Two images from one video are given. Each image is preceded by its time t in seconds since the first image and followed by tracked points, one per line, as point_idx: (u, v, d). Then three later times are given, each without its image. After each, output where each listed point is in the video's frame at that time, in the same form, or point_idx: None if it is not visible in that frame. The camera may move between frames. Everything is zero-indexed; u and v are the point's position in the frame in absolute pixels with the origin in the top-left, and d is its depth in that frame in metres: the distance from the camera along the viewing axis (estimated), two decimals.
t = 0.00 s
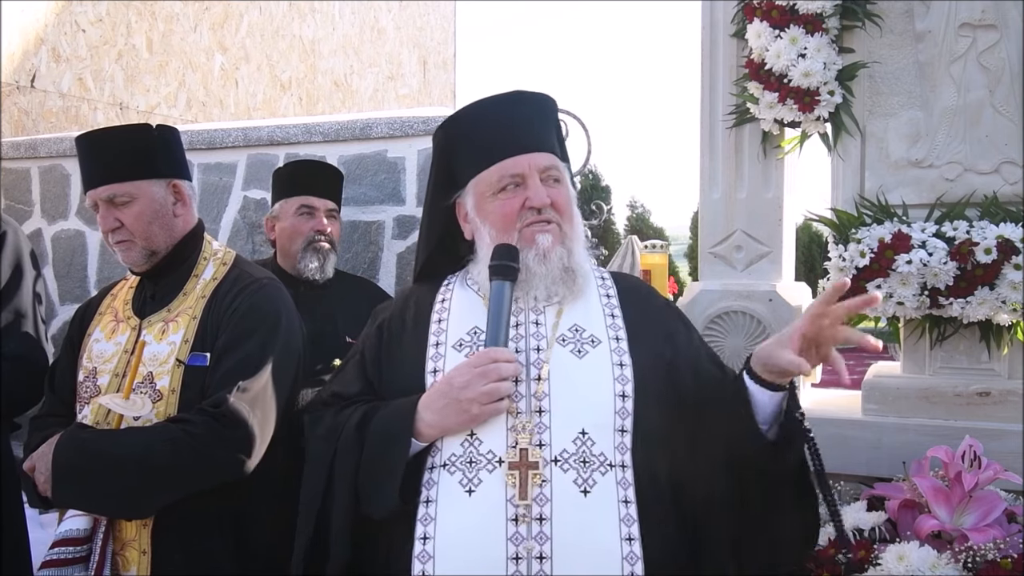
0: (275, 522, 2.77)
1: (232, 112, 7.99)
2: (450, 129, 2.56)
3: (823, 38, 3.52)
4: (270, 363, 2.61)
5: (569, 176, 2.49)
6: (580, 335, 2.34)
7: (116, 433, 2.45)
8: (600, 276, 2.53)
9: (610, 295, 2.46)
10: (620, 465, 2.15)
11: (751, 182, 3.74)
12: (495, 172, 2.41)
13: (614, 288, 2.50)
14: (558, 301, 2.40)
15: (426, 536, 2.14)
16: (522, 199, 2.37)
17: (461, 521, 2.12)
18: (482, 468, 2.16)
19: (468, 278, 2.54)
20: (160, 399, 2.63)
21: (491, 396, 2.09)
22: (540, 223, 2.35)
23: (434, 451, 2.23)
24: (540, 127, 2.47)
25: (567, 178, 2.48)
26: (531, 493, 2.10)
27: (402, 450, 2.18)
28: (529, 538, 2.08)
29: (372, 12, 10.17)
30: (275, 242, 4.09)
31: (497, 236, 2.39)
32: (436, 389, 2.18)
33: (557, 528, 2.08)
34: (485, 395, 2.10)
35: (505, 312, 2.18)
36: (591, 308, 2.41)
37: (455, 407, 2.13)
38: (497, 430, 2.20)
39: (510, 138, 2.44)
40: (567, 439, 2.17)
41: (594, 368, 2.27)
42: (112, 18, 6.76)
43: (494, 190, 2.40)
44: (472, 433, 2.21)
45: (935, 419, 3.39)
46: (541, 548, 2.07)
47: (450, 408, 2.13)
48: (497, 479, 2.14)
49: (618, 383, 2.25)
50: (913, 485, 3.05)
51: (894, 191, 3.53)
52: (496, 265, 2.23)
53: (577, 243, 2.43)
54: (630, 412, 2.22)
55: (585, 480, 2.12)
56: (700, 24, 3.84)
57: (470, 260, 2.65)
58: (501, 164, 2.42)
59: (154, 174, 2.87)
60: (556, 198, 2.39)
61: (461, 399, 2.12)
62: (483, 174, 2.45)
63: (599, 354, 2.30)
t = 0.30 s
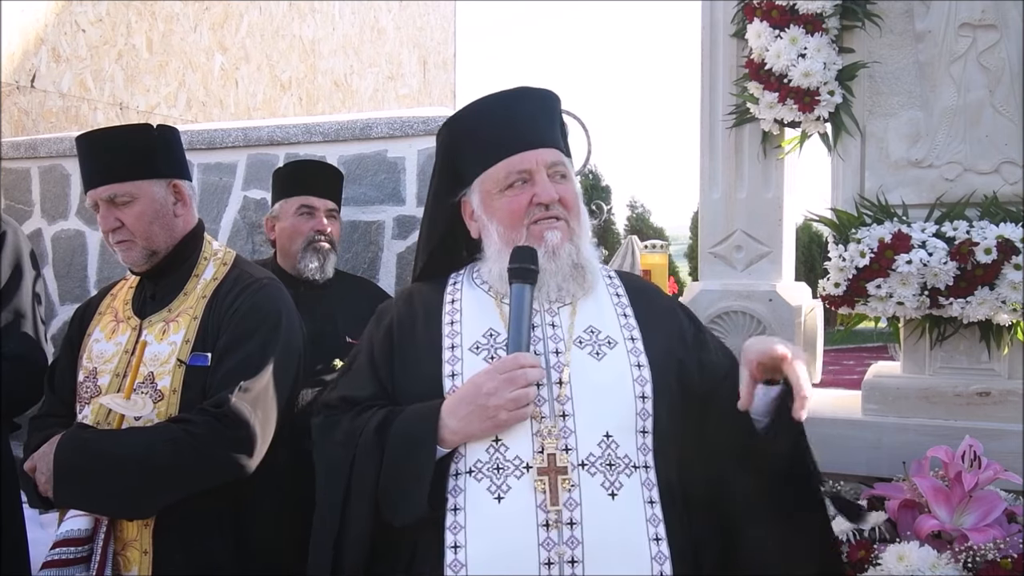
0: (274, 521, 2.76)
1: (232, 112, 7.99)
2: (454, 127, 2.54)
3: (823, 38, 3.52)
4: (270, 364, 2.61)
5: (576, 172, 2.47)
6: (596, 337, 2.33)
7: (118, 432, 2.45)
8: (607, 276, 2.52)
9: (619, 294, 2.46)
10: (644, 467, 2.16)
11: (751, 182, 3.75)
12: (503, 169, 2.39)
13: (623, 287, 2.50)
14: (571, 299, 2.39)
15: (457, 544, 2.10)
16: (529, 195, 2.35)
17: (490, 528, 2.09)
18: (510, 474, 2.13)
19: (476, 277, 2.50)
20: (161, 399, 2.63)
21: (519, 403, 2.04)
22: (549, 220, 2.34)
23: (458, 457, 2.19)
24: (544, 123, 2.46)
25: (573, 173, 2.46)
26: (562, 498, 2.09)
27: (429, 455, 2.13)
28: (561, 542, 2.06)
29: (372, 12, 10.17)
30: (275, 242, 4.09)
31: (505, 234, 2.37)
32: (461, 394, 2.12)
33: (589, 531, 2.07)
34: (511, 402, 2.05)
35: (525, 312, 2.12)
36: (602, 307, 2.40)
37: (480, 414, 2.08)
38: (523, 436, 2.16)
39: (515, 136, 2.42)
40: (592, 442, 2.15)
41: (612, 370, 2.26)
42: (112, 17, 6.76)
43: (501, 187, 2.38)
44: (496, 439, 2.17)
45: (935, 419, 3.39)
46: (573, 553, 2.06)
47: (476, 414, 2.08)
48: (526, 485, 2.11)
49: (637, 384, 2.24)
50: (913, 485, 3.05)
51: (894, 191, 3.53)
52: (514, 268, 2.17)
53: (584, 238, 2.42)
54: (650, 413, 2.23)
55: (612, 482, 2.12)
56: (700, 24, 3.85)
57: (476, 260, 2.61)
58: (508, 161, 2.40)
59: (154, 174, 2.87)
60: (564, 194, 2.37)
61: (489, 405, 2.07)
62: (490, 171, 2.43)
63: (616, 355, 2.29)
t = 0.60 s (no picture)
0: (272, 519, 2.77)
1: (232, 112, 7.99)
2: (455, 131, 2.50)
3: (823, 38, 3.53)
4: (269, 365, 2.61)
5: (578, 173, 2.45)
6: (607, 336, 2.32)
7: (116, 433, 2.45)
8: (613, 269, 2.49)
9: (626, 288, 2.43)
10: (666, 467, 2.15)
11: (751, 183, 3.76)
12: (504, 177, 2.37)
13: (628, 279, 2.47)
14: (579, 301, 2.38)
15: (483, 550, 2.09)
16: (532, 203, 2.33)
17: (513, 531, 2.08)
18: (533, 477, 2.12)
19: (482, 280, 2.50)
20: (159, 399, 2.63)
21: (541, 404, 2.03)
22: (552, 227, 2.32)
23: (478, 462, 2.17)
24: (545, 126, 2.43)
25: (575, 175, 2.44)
26: (586, 498, 2.08)
27: (450, 460, 2.11)
28: (587, 543, 2.05)
29: (372, 11, 10.18)
30: (275, 243, 4.10)
31: (509, 240, 2.35)
32: (480, 396, 2.11)
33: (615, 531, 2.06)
34: (533, 403, 2.03)
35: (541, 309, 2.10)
36: (610, 305, 2.38)
37: (502, 416, 2.06)
38: (543, 436, 2.15)
39: (517, 140, 2.40)
40: (612, 441, 2.14)
41: (626, 368, 2.25)
42: (112, 17, 6.76)
43: (503, 195, 2.36)
44: (517, 441, 2.16)
45: (935, 419, 3.39)
46: (599, 553, 2.05)
47: (497, 418, 2.07)
48: (549, 487, 2.10)
49: (650, 381, 2.22)
50: (913, 485, 3.04)
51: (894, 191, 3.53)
52: (524, 268, 2.14)
53: (589, 242, 2.40)
54: (665, 409, 2.21)
55: (633, 480, 2.11)
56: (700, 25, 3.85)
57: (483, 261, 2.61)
58: (509, 168, 2.38)
59: (152, 174, 2.87)
60: (567, 199, 2.35)
61: (510, 408, 2.05)
62: (492, 178, 2.40)
63: (630, 353, 2.27)
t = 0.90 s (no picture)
0: (271, 519, 2.75)
1: (232, 112, 7.99)
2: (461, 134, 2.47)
3: (823, 39, 3.53)
4: (265, 364, 2.60)
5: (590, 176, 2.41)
6: (616, 337, 2.29)
7: (113, 433, 2.46)
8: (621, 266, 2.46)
9: (634, 286, 2.39)
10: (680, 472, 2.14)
11: (751, 183, 3.77)
12: (515, 183, 2.34)
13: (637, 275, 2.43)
14: (587, 305, 2.34)
15: (496, 558, 2.09)
16: (543, 210, 2.30)
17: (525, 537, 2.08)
18: (545, 484, 2.12)
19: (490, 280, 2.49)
20: (157, 399, 2.63)
21: (553, 410, 2.03)
22: (564, 234, 2.29)
23: (489, 468, 2.17)
24: (554, 127, 2.40)
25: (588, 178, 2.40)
26: (598, 506, 2.08)
27: (460, 465, 2.11)
28: (600, 550, 2.06)
29: (372, 11, 10.18)
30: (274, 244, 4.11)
31: (520, 246, 2.33)
32: (491, 403, 2.10)
33: (627, 538, 2.06)
34: (544, 410, 2.04)
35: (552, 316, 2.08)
36: (620, 304, 2.35)
37: (513, 423, 2.06)
38: (555, 443, 2.15)
39: (525, 146, 2.36)
40: (623, 446, 2.14)
41: (636, 371, 2.23)
42: (112, 18, 6.76)
43: (514, 202, 2.34)
44: (529, 447, 2.15)
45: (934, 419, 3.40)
46: (612, 560, 2.06)
47: (509, 424, 2.06)
48: (561, 494, 2.10)
49: (660, 383, 2.21)
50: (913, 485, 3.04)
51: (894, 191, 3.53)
52: (533, 273, 2.10)
53: (601, 247, 2.37)
54: (677, 411, 2.19)
55: (645, 485, 2.11)
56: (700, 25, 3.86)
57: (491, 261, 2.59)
58: (520, 174, 2.34)
59: (150, 174, 2.87)
60: (578, 205, 2.31)
61: (522, 415, 2.05)
62: (501, 184, 2.37)
63: (639, 354, 2.25)
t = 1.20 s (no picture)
0: (272, 519, 2.75)
1: (232, 112, 7.99)
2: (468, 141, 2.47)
3: (823, 38, 3.52)
4: (264, 363, 2.60)
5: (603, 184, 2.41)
6: (624, 346, 2.29)
7: (112, 433, 2.46)
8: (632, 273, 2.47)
9: (643, 291, 2.41)
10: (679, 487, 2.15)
11: (751, 183, 3.77)
12: (526, 193, 2.33)
13: (646, 281, 2.45)
14: (595, 315, 2.33)
15: (498, 569, 2.09)
16: (555, 220, 2.29)
17: (529, 546, 2.08)
18: (548, 496, 2.12)
19: (497, 282, 2.49)
20: (156, 398, 2.63)
21: (560, 424, 2.04)
22: (575, 243, 2.28)
23: (493, 479, 2.17)
24: (561, 133, 2.38)
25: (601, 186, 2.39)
26: (602, 520, 2.08)
27: (467, 471, 2.11)
28: (602, 563, 2.06)
29: (372, 11, 10.18)
30: (274, 243, 4.11)
31: (531, 256, 2.33)
32: (498, 413, 2.12)
33: (629, 552, 2.06)
34: (552, 423, 2.04)
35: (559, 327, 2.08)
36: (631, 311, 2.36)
37: (518, 435, 2.07)
38: (560, 455, 2.15)
39: (531, 155, 2.35)
40: (629, 459, 2.14)
41: (642, 383, 2.23)
42: (112, 18, 6.77)
43: (526, 210, 2.33)
44: (532, 459, 2.15)
45: (934, 419, 3.41)
46: (613, 573, 2.06)
47: (514, 437, 2.07)
48: (565, 507, 2.10)
49: (667, 397, 2.22)
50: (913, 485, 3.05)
51: (894, 191, 3.53)
52: (542, 283, 2.09)
53: (613, 256, 2.36)
54: (681, 425, 2.21)
55: (649, 499, 2.11)
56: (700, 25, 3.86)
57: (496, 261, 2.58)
58: (532, 184, 2.33)
59: (149, 173, 2.87)
60: (591, 214, 2.30)
61: (528, 427, 2.06)
62: (510, 192, 2.36)
63: (646, 364, 2.26)
